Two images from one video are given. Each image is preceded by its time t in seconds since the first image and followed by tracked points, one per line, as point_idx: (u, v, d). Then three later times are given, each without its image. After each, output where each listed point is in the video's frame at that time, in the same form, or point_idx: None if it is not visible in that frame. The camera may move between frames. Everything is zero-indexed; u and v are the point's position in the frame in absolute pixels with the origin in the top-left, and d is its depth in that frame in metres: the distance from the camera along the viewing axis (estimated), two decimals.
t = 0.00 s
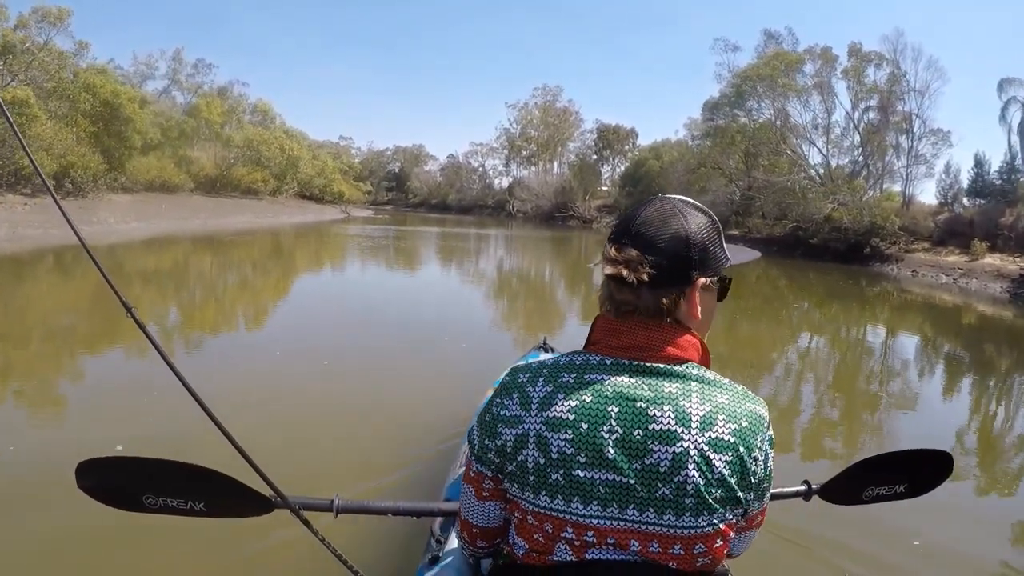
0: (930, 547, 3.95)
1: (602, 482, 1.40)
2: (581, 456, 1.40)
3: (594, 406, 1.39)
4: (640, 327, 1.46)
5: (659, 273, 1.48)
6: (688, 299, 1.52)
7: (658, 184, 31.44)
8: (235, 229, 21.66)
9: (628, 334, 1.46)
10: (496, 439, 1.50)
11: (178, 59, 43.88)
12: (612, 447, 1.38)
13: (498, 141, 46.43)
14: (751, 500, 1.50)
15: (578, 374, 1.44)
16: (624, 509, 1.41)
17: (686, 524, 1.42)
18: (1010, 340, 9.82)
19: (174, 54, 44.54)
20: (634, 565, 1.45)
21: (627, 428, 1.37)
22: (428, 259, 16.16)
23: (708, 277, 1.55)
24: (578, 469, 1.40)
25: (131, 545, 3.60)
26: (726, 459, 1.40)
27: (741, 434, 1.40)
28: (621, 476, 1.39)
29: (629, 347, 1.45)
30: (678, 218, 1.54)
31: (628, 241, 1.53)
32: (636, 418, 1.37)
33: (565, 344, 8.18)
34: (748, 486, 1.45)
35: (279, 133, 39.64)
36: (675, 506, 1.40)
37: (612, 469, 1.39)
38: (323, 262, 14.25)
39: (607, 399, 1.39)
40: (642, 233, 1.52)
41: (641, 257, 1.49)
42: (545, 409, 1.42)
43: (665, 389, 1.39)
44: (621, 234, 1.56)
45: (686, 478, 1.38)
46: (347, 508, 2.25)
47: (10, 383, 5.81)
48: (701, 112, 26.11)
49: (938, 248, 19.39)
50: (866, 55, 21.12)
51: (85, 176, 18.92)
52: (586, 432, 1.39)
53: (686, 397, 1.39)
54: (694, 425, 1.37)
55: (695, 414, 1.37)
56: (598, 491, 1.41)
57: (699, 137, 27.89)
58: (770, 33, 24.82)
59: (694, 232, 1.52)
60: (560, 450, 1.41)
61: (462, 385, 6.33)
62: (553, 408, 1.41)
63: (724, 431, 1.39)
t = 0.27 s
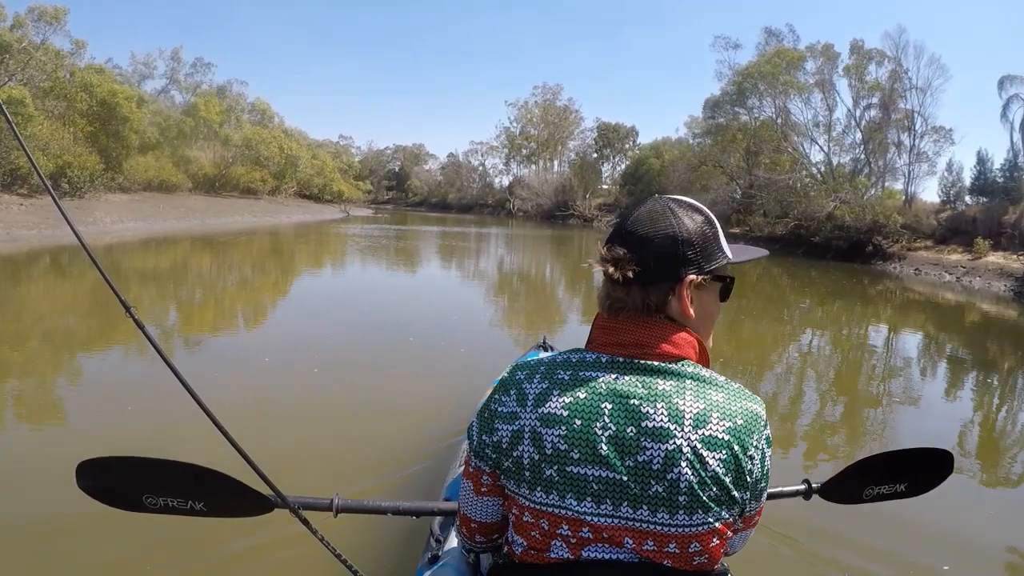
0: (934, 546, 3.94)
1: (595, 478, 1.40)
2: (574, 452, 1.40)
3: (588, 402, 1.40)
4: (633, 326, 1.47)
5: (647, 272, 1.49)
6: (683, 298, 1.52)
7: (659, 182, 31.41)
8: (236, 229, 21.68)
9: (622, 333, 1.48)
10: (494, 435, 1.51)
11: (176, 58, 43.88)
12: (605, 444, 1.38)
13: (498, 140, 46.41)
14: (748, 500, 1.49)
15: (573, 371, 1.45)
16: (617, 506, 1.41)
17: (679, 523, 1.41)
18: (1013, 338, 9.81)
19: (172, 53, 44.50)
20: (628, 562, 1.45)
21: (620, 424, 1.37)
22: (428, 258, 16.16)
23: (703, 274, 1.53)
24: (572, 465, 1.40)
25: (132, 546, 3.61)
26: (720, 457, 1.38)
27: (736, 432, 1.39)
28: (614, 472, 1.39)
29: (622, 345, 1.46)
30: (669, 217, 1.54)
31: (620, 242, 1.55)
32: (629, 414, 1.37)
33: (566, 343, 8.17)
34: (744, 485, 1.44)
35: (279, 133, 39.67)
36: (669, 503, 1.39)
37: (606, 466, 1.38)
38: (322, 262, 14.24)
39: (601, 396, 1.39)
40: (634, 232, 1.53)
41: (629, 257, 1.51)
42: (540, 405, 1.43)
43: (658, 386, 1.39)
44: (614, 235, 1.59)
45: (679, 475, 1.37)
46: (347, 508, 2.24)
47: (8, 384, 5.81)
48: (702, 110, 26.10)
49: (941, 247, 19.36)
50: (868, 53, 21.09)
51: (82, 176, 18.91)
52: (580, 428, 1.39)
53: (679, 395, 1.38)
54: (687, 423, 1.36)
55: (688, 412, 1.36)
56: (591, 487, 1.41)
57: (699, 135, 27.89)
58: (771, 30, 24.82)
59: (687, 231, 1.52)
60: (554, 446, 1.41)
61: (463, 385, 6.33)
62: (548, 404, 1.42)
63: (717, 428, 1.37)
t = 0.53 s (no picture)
0: (937, 549, 3.95)
1: (592, 475, 1.39)
2: (572, 448, 1.40)
3: (586, 398, 1.40)
4: (632, 324, 1.49)
5: (643, 272, 1.52)
6: (682, 297, 1.52)
7: (660, 183, 31.45)
8: (235, 227, 21.70)
9: (621, 331, 1.49)
10: (494, 430, 1.51)
11: (177, 55, 43.92)
12: (602, 440, 1.38)
13: (499, 139, 46.46)
14: (748, 499, 1.48)
15: (572, 368, 1.46)
16: (614, 504, 1.40)
17: (676, 521, 1.40)
18: (1015, 342, 9.83)
19: (172, 50, 44.51)
20: (627, 560, 1.44)
21: (617, 421, 1.37)
22: (429, 257, 16.18)
23: (700, 275, 1.53)
24: (569, 460, 1.40)
25: (135, 544, 3.61)
26: (716, 455, 1.37)
27: (734, 430, 1.38)
28: (612, 469, 1.38)
29: (621, 342, 1.48)
30: (667, 218, 1.55)
31: (619, 244, 1.59)
32: (625, 412, 1.37)
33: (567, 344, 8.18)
34: (742, 483, 1.43)
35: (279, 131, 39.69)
36: (666, 501, 1.38)
37: (602, 462, 1.38)
38: (322, 260, 14.25)
39: (598, 393, 1.39)
40: (631, 234, 1.57)
41: (624, 259, 1.55)
42: (539, 401, 1.43)
43: (655, 383, 1.39)
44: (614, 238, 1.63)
45: (675, 472, 1.36)
46: (347, 508, 2.24)
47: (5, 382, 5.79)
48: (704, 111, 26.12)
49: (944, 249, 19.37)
50: (871, 54, 21.11)
51: (80, 172, 18.92)
52: (578, 424, 1.39)
53: (676, 392, 1.38)
54: (684, 420, 1.36)
55: (685, 409, 1.36)
56: (588, 484, 1.40)
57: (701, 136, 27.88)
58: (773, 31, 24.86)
59: (683, 234, 1.53)
60: (552, 442, 1.41)
61: (464, 384, 6.34)
62: (546, 400, 1.42)
63: (714, 426, 1.37)
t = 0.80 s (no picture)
0: (937, 557, 3.93)
1: (564, 443, 1.43)
2: (550, 414, 1.45)
3: (574, 369, 1.46)
4: (629, 312, 1.52)
5: (644, 262, 1.55)
6: (680, 291, 1.52)
7: (662, 185, 31.44)
8: (235, 225, 21.68)
9: (618, 318, 1.53)
10: (498, 393, 1.62)
11: (179, 52, 43.96)
12: (578, 411, 1.41)
13: (502, 140, 46.47)
14: (725, 498, 1.43)
15: (569, 341, 1.53)
16: (581, 474, 1.42)
17: (638, 500, 1.38)
18: (1017, 349, 9.81)
19: (174, 47, 44.49)
20: (586, 531, 1.45)
21: (594, 395, 1.40)
22: (430, 257, 16.17)
23: (702, 270, 1.52)
24: (548, 426, 1.45)
25: (132, 541, 3.60)
26: (687, 441, 1.34)
27: (709, 420, 1.34)
28: (582, 438, 1.40)
29: (618, 327, 1.51)
30: (672, 212, 1.56)
31: (628, 238, 1.63)
32: (603, 386, 1.40)
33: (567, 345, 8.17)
34: (715, 477, 1.37)
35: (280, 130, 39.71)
36: (630, 479, 1.37)
37: (575, 432, 1.41)
38: (323, 259, 14.25)
39: (585, 365, 1.44)
40: (636, 228, 1.61)
41: (627, 254, 1.60)
42: (534, 366, 1.53)
43: (636, 363, 1.41)
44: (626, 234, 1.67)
45: (642, 451, 1.35)
46: (349, 507, 2.24)
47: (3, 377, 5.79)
48: (707, 114, 26.11)
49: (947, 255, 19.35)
50: (876, 58, 21.09)
51: (78, 168, 18.92)
52: (561, 392, 1.44)
53: (656, 374, 1.38)
54: (658, 401, 1.35)
55: (661, 391, 1.36)
56: (561, 451, 1.44)
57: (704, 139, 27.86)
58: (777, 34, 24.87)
59: (678, 228, 1.52)
60: (536, 406, 1.48)
61: (464, 385, 6.32)
62: (541, 367, 1.51)
63: (689, 412, 1.34)
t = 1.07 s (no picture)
0: (937, 564, 3.94)
1: (559, 460, 1.46)
2: (545, 430, 1.49)
3: (567, 384, 1.48)
4: (628, 322, 1.52)
5: (646, 269, 1.54)
6: (683, 300, 1.52)
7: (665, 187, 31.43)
8: (236, 223, 21.66)
9: (618, 327, 1.53)
10: (497, 400, 1.68)
11: (180, 47, 43.91)
12: (573, 428, 1.44)
13: (504, 140, 46.48)
14: (727, 515, 1.43)
15: (564, 352, 1.55)
16: (577, 493, 1.45)
17: (637, 521, 1.40)
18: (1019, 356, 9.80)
19: (176, 42, 44.43)
20: (581, 550, 1.48)
21: (589, 412, 1.42)
22: (431, 257, 16.16)
23: (707, 279, 1.51)
24: (542, 442, 1.49)
25: (135, 539, 3.61)
26: (684, 463, 1.35)
27: (707, 441, 1.34)
28: (578, 457, 1.43)
29: (616, 337, 1.52)
30: (677, 214, 1.54)
31: (629, 241, 1.62)
32: (598, 403, 1.41)
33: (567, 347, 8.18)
34: (715, 498, 1.38)
35: (281, 127, 39.67)
36: (624, 499, 1.39)
37: (570, 450, 1.44)
38: (323, 257, 14.25)
39: (578, 381, 1.46)
40: (639, 229, 1.59)
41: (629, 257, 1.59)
42: (528, 379, 1.56)
43: (637, 381, 1.41)
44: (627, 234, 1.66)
45: (637, 472, 1.37)
46: (350, 507, 2.23)
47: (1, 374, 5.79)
48: (711, 116, 26.11)
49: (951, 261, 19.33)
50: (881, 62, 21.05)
51: (77, 164, 18.92)
52: (555, 408, 1.47)
53: (654, 393, 1.38)
54: (654, 422, 1.36)
55: (658, 411, 1.36)
56: (556, 467, 1.47)
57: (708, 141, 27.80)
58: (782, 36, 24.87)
59: (690, 233, 1.50)
60: (530, 420, 1.52)
61: (465, 384, 6.35)
62: (534, 380, 1.55)
63: (687, 433, 1.34)
